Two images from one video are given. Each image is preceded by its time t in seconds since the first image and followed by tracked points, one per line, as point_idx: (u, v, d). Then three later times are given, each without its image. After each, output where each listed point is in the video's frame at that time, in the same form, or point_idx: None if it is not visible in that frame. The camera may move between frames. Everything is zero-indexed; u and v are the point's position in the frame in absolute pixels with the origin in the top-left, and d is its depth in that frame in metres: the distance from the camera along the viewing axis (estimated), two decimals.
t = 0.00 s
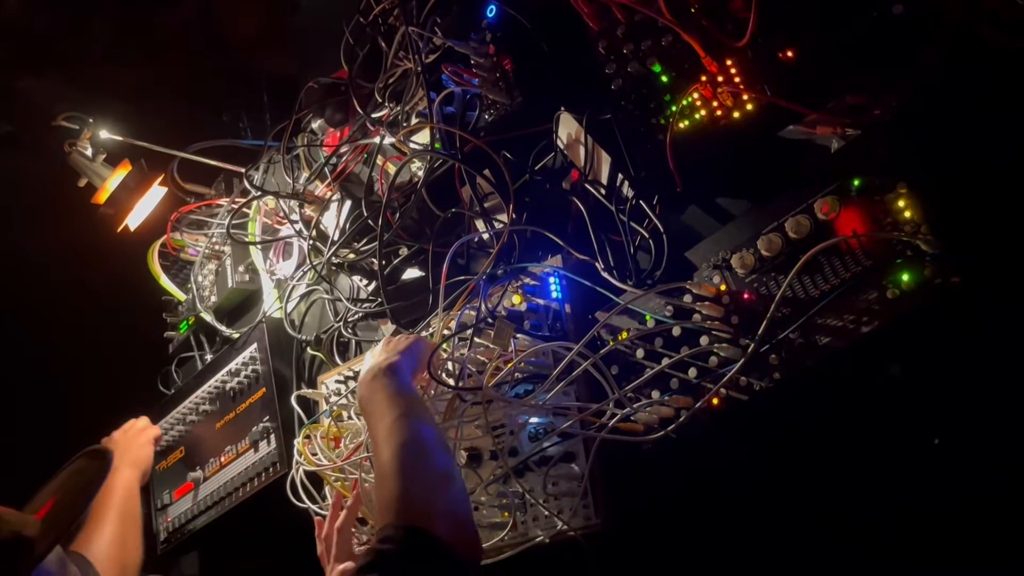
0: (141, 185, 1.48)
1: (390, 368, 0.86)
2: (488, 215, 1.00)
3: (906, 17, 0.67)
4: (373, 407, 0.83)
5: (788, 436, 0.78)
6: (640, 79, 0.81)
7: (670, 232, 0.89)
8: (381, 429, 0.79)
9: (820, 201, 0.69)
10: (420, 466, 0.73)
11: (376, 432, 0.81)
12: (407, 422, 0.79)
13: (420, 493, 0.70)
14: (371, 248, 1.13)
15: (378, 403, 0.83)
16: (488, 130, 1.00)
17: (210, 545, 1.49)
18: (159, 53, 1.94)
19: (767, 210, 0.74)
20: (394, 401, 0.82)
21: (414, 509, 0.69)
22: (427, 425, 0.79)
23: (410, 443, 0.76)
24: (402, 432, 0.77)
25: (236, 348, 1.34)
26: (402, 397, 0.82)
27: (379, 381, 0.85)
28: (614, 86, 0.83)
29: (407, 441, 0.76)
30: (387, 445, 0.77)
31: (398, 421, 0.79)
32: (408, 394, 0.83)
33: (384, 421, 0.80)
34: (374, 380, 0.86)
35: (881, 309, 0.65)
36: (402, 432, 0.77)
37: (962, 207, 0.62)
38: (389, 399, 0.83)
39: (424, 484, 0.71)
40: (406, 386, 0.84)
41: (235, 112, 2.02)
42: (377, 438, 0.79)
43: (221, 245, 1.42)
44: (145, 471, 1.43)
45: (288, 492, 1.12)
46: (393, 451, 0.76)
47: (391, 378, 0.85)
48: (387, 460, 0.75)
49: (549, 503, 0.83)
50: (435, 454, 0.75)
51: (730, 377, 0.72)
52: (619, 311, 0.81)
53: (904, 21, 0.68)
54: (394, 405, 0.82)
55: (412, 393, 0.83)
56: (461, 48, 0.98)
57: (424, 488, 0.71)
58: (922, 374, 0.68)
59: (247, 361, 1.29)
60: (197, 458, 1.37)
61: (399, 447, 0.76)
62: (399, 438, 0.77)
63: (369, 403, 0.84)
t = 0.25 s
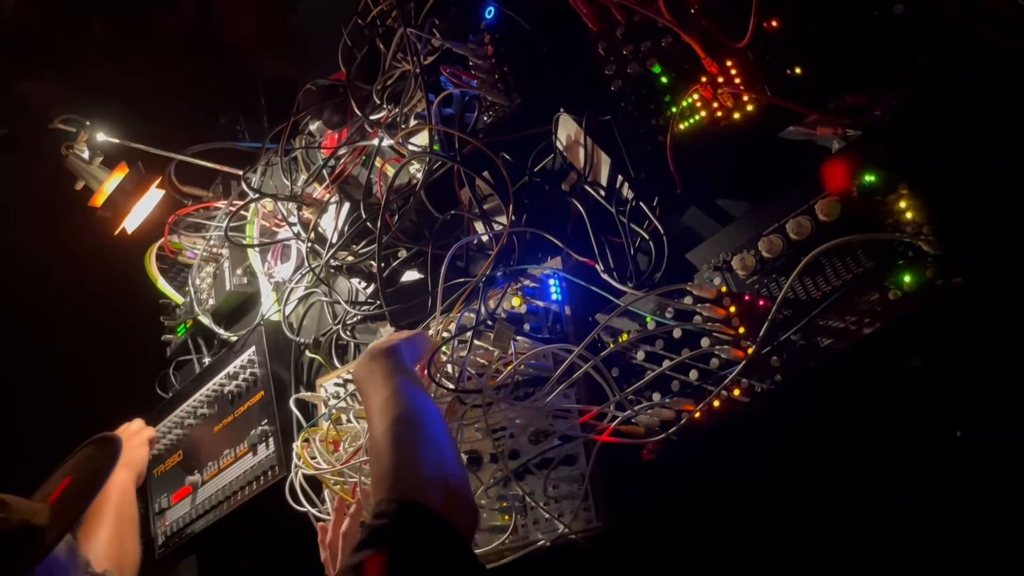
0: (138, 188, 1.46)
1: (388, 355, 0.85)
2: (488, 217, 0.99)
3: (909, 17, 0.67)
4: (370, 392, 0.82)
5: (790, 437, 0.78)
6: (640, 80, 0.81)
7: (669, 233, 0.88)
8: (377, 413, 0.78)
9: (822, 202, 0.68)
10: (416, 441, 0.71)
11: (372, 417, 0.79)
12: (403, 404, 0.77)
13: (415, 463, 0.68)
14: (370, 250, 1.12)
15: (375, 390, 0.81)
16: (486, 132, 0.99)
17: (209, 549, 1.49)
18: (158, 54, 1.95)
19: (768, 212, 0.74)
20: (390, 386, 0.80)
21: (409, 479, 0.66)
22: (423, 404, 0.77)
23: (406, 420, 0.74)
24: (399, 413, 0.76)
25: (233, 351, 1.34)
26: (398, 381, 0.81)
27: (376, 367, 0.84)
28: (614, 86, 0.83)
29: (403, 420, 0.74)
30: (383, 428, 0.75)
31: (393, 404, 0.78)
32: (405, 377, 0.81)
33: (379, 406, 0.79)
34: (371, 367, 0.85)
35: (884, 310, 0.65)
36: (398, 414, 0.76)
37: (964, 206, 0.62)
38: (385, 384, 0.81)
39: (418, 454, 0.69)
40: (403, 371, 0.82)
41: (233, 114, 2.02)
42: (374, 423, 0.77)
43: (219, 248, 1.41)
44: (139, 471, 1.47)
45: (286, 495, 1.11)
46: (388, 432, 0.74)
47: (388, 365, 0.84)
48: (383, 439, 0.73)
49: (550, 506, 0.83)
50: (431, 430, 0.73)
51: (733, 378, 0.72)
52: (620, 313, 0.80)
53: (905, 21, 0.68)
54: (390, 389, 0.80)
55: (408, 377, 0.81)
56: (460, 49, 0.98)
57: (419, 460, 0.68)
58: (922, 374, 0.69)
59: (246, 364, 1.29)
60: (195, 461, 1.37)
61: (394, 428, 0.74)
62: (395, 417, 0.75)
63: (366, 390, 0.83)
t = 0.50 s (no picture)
0: (132, 195, 1.46)
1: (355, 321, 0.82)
2: (484, 223, 0.99)
3: (904, 22, 0.70)
4: (338, 364, 0.78)
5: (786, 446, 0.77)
6: (637, 87, 0.80)
7: (666, 241, 0.87)
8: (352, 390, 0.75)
9: (820, 209, 0.68)
10: (407, 416, 0.70)
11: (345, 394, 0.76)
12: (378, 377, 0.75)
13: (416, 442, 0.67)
14: (366, 256, 1.12)
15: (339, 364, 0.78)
16: (482, 138, 1.00)
17: (204, 557, 1.48)
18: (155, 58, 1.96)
19: (766, 218, 0.73)
20: (357, 357, 0.78)
21: (417, 464, 0.66)
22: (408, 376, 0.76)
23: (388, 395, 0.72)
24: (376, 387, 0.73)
25: (230, 358, 1.34)
26: (363, 349, 0.78)
27: (336, 340, 0.80)
28: (609, 93, 0.81)
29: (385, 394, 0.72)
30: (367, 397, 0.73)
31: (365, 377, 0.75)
32: (369, 345, 0.79)
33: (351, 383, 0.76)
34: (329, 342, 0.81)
35: (881, 316, 0.65)
36: (377, 388, 0.73)
37: (963, 212, 0.61)
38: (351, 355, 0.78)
39: (416, 431, 0.68)
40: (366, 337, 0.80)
41: (229, 119, 2.02)
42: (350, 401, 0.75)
43: (214, 255, 1.41)
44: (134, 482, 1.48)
45: (282, 503, 1.11)
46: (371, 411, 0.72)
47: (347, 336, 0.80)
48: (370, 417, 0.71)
49: (547, 514, 0.83)
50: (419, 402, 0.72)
51: (730, 385, 0.71)
52: (617, 320, 0.80)
53: (903, 25, 0.70)
54: (358, 361, 0.77)
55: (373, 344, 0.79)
56: (456, 55, 0.97)
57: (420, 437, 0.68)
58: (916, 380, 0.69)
59: (242, 371, 1.29)
60: (191, 468, 1.36)
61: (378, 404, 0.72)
62: (378, 393, 0.73)
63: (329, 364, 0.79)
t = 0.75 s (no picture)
0: (130, 203, 1.46)
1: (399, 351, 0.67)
2: (482, 231, 0.99)
3: (901, 33, 0.68)
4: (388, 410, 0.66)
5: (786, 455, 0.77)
6: (635, 95, 0.80)
7: (664, 248, 0.87)
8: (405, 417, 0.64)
9: (816, 217, 0.68)
10: (482, 467, 0.62)
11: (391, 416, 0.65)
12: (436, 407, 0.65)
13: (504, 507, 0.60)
14: (364, 264, 1.12)
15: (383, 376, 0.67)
16: (479, 145, 0.99)
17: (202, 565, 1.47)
18: (152, 65, 1.96)
19: (762, 227, 0.74)
20: (407, 372, 0.66)
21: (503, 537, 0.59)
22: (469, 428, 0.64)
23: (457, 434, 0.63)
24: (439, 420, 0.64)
25: (227, 365, 1.33)
26: (412, 361, 0.67)
27: (383, 378, 0.67)
28: (608, 101, 0.82)
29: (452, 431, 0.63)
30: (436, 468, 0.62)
31: (424, 405, 0.65)
32: (418, 356, 0.67)
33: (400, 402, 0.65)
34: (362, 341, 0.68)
35: (879, 326, 0.64)
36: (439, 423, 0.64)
37: (963, 223, 0.62)
38: (401, 368, 0.67)
39: (496, 491, 0.61)
40: (415, 343, 0.68)
41: (227, 126, 2.02)
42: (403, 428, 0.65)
43: (212, 262, 1.40)
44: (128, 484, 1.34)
45: (279, 512, 1.10)
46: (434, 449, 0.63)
47: (390, 336, 0.68)
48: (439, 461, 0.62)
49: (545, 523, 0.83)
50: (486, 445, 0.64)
51: (728, 394, 0.71)
52: (615, 328, 0.80)
53: (899, 36, 0.69)
54: (410, 378, 0.66)
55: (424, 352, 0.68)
56: (454, 62, 0.97)
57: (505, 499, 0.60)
58: (918, 390, 0.69)
59: (239, 379, 1.29)
60: (188, 476, 1.36)
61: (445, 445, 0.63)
62: (450, 466, 0.62)
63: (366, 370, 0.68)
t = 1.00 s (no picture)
0: (130, 209, 1.44)
1: (461, 417, 0.73)
2: (481, 237, 0.99)
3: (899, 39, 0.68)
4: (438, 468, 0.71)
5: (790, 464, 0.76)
6: (634, 103, 0.82)
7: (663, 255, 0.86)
8: (453, 501, 0.68)
9: (816, 225, 0.68)
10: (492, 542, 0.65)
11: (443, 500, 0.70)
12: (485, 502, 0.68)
13: None
14: (363, 270, 1.12)
15: (443, 458, 0.71)
16: (479, 152, 1.00)
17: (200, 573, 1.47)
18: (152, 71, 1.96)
19: (761, 235, 0.74)
20: (467, 459, 0.70)
21: None
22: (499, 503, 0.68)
23: (499, 528, 0.66)
24: (484, 510, 0.67)
25: (227, 372, 1.33)
26: (477, 449, 0.71)
27: (440, 439, 0.73)
28: (608, 109, 0.84)
29: (493, 525, 0.67)
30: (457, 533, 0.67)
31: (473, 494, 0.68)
32: (485, 445, 0.71)
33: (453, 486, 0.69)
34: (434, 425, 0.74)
35: (878, 333, 0.64)
36: (480, 515, 0.67)
37: (959, 232, 0.62)
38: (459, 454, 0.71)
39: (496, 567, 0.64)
40: (483, 432, 0.72)
41: (226, 132, 2.02)
42: (449, 512, 0.69)
43: (212, 268, 1.40)
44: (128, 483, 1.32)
45: (278, 519, 1.10)
46: (471, 538, 0.66)
47: (460, 423, 0.73)
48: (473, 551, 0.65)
49: (544, 531, 0.83)
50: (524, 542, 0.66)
51: (727, 402, 0.71)
52: (613, 336, 0.80)
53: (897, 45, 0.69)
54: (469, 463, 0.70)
55: (491, 439, 0.72)
56: (455, 69, 1.00)
57: None
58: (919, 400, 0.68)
59: (238, 386, 1.29)
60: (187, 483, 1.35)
61: (481, 539, 0.66)
62: (466, 528, 0.67)
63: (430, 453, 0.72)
